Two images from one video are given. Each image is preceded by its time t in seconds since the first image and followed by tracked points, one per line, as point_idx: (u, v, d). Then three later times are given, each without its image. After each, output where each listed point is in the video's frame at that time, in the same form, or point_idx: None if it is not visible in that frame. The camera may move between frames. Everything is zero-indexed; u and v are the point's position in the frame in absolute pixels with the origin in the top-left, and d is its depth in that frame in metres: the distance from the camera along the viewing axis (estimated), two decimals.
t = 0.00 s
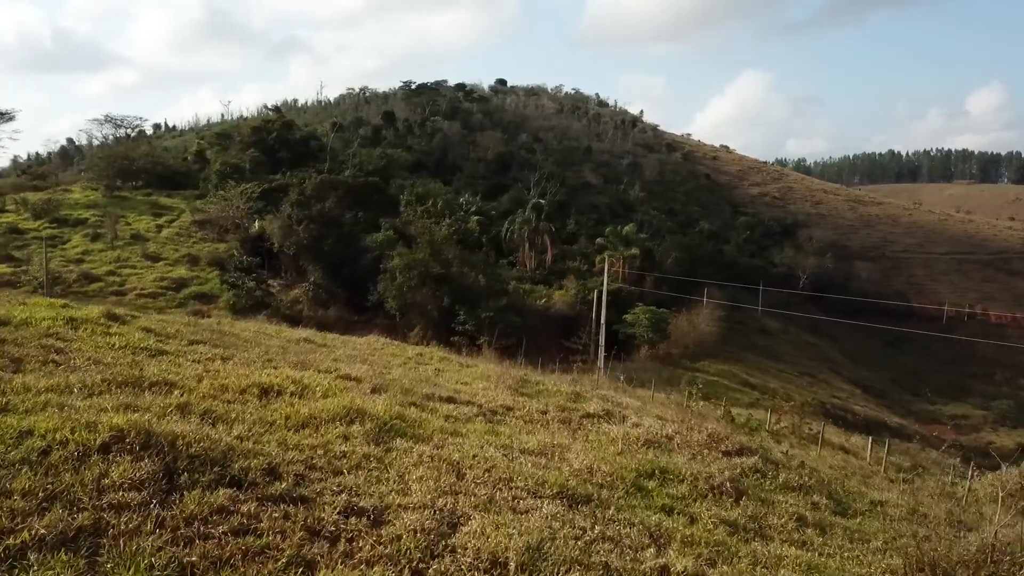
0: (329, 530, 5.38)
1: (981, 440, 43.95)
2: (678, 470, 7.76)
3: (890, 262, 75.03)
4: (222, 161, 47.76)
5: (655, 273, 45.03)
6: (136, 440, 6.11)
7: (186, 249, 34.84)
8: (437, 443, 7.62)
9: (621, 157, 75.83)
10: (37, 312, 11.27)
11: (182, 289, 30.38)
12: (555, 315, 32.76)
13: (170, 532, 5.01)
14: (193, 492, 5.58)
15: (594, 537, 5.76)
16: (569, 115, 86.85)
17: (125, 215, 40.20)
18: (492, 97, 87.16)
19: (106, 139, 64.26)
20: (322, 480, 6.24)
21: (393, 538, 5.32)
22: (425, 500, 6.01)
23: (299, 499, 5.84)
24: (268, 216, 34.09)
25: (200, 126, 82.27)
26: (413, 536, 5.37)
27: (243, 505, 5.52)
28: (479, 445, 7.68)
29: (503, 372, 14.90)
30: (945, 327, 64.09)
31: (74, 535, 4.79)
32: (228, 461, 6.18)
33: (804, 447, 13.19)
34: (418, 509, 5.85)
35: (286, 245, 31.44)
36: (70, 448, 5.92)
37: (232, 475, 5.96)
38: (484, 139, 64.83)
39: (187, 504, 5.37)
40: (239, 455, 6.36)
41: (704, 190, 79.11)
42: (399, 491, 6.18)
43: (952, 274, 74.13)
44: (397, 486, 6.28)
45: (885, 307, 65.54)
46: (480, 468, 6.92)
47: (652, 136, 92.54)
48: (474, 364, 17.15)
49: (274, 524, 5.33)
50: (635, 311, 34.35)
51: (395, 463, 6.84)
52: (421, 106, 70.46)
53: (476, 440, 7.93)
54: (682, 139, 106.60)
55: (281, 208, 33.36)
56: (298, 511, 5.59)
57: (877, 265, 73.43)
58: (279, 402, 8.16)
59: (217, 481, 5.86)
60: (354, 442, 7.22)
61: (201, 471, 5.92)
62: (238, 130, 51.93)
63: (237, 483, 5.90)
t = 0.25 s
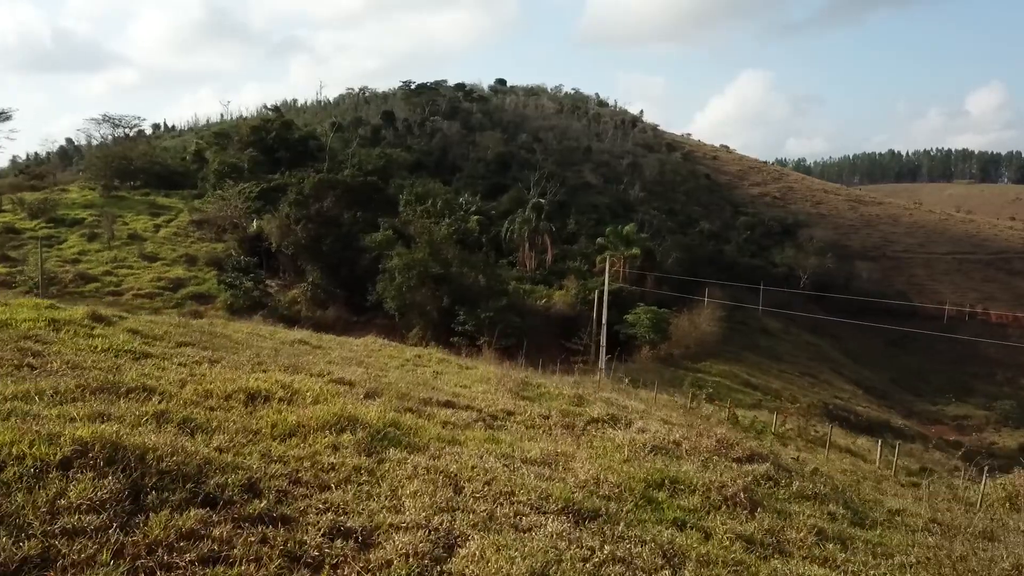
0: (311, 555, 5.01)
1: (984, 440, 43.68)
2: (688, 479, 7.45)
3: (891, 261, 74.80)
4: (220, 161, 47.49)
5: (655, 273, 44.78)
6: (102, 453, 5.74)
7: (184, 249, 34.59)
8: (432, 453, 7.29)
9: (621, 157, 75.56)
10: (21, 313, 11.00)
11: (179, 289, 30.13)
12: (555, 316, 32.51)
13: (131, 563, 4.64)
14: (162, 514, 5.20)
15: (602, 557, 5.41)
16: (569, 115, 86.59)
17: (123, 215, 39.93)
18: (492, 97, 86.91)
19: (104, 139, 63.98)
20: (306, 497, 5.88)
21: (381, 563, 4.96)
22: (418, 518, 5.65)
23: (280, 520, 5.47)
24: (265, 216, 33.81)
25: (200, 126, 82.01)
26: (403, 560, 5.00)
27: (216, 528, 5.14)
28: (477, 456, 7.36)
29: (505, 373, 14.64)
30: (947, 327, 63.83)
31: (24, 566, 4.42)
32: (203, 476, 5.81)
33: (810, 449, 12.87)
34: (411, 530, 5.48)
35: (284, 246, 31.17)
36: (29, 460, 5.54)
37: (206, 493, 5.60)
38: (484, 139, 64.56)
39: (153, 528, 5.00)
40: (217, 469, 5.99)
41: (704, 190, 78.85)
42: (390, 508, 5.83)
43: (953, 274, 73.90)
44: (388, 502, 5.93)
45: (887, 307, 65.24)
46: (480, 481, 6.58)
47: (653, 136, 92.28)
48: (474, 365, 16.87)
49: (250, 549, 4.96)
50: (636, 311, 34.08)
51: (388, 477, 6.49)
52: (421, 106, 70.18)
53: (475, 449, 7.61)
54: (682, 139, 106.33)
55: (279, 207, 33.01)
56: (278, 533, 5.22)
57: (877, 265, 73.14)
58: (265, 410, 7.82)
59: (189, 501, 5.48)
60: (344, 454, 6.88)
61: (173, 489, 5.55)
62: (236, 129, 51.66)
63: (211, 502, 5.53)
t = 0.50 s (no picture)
0: None
1: (986, 441, 43.41)
2: (701, 488, 7.10)
3: (892, 261, 74.53)
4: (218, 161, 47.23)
5: (656, 272, 44.51)
6: (58, 468, 5.37)
7: (181, 249, 34.31)
8: (428, 463, 6.93)
9: (621, 156, 75.27)
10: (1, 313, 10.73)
11: (176, 289, 29.86)
12: (555, 316, 32.24)
13: None
14: (122, 537, 4.80)
15: None
16: (569, 114, 86.31)
17: (120, 215, 39.65)
18: (492, 96, 86.66)
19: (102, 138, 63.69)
20: (286, 514, 5.50)
21: None
22: (409, 537, 5.27)
23: (254, 541, 5.08)
24: (263, 215, 33.50)
25: (199, 126, 81.72)
26: None
27: (180, 554, 4.72)
28: (477, 463, 7.03)
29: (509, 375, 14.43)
30: (948, 327, 63.52)
31: None
32: (172, 493, 5.44)
33: (819, 453, 12.54)
34: (401, 551, 5.10)
35: (282, 245, 30.90)
36: None
37: (173, 512, 5.22)
38: (484, 139, 64.27)
39: (110, 554, 4.61)
40: (190, 485, 5.63)
41: (705, 189, 78.59)
42: (379, 526, 5.45)
43: (954, 273, 73.65)
44: (378, 519, 5.55)
45: (889, 306, 64.87)
46: (479, 493, 6.21)
47: (653, 135, 92.03)
48: (476, 367, 16.65)
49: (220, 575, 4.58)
50: (637, 311, 33.79)
51: (378, 489, 6.12)
52: (421, 105, 69.90)
53: (474, 457, 7.26)
54: (682, 138, 106.08)
55: (277, 206, 32.71)
56: (252, 556, 4.83)
57: (878, 264, 72.82)
58: (247, 416, 7.49)
59: (151, 522, 5.06)
60: (331, 463, 6.52)
61: (135, 509, 5.13)
62: (235, 128, 51.38)
63: (179, 523, 5.14)
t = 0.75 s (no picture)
0: None
1: (990, 441, 43.13)
2: (719, 501, 6.69)
3: (892, 260, 74.27)
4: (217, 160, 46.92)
5: (657, 272, 44.22)
6: None
7: (178, 248, 34.00)
8: (424, 475, 6.51)
9: (621, 155, 74.97)
10: None
11: (172, 288, 29.56)
12: (556, 315, 31.97)
13: None
14: (64, 571, 4.27)
15: None
16: (569, 113, 86.03)
17: (117, 214, 39.33)
18: (492, 96, 86.38)
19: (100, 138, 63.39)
20: (260, 540, 5.01)
21: None
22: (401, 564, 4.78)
23: (221, 573, 4.55)
24: (261, 214, 33.18)
25: (198, 125, 81.39)
26: None
27: None
28: (477, 473, 6.63)
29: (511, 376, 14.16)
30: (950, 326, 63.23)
31: None
32: (129, 517, 4.92)
33: (827, 456, 12.22)
34: None
35: (280, 244, 30.59)
36: None
37: (130, 538, 4.71)
38: (483, 138, 63.96)
39: None
40: (152, 506, 5.14)
41: (705, 188, 78.32)
42: (367, 551, 4.97)
43: (954, 272, 73.39)
44: (366, 543, 5.07)
45: (890, 306, 64.54)
46: (480, 511, 5.75)
47: (653, 135, 91.76)
48: (477, 368, 16.36)
49: None
50: (638, 310, 33.48)
51: (367, 508, 5.64)
52: (420, 104, 69.59)
53: (473, 468, 6.83)
54: (682, 138, 105.82)
55: (275, 204, 32.37)
56: None
57: (879, 264, 72.54)
58: (227, 425, 7.08)
59: (101, 554, 4.53)
60: (317, 477, 6.08)
61: (85, 537, 4.62)
62: (233, 127, 51.08)
63: (133, 552, 4.61)
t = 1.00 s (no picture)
0: None
1: (993, 442, 42.85)
2: (741, 523, 6.19)
3: (893, 259, 73.99)
4: (215, 159, 46.60)
5: (658, 271, 43.95)
6: None
7: (175, 248, 33.68)
8: (420, 496, 5.87)
9: (621, 155, 74.65)
10: None
11: (169, 289, 29.22)
12: (557, 316, 31.67)
13: None
14: None
15: None
16: (569, 113, 85.70)
17: (114, 214, 38.98)
18: (491, 95, 86.05)
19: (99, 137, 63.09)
20: None
21: None
22: None
23: None
24: (258, 213, 32.87)
25: (197, 125, 81.10)
26: None
27: None
28: (478, 492, 6.04)
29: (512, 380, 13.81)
30: (951, 326, 62.98)
31: None
32: (69, 563, 4.14)
33: (836, 461, 11.89)
34: None
35: (278, 243, 30.27)
36: None
37: None
38: (483, 138, 63.62)
39: None
40: (101, 545, 4.38)
41: (706, 187, 78.04)
42: None
43: (955, 272, 73.12)
44: None
45: (891, 305, 64.20)
46: (484, 543, 5.14)
47: (653, 134, 91.46)
48: (477, 371, 16.01)
49: None
50: (640, 311, 33.14)
51: (356, 541, 4.95)
52: (420, 104, 69.25)
53: (473, 487, 6.24)
54: (682, 138, 105.54)
55: (273, 204, 32.02)
56: None
57: (880, 263, 72.24)
58: (201, 441, 6.43)
59: None
60: (298, 502, 5.41)
61: None
62: (232, 126, 50.77)
63: None
